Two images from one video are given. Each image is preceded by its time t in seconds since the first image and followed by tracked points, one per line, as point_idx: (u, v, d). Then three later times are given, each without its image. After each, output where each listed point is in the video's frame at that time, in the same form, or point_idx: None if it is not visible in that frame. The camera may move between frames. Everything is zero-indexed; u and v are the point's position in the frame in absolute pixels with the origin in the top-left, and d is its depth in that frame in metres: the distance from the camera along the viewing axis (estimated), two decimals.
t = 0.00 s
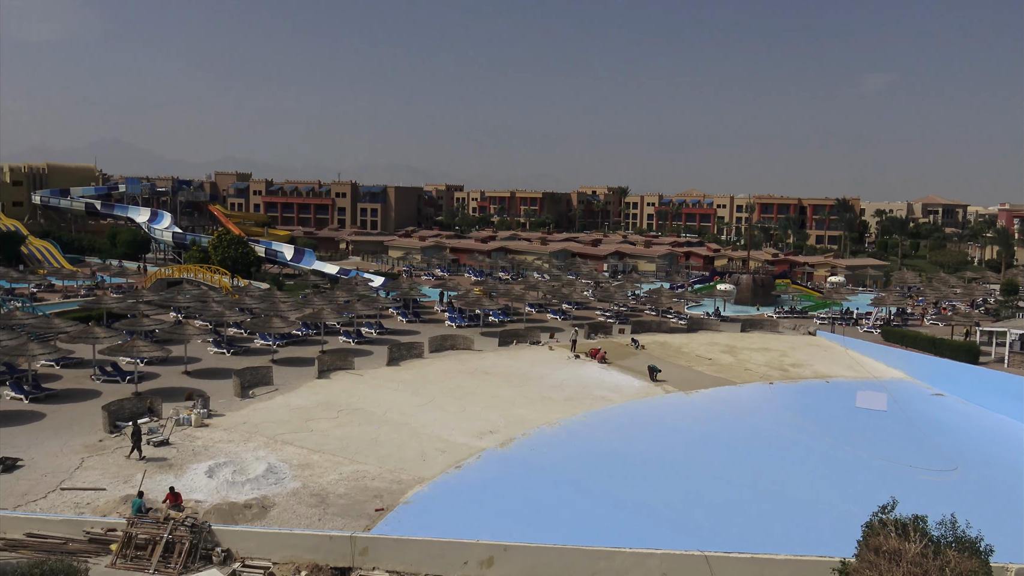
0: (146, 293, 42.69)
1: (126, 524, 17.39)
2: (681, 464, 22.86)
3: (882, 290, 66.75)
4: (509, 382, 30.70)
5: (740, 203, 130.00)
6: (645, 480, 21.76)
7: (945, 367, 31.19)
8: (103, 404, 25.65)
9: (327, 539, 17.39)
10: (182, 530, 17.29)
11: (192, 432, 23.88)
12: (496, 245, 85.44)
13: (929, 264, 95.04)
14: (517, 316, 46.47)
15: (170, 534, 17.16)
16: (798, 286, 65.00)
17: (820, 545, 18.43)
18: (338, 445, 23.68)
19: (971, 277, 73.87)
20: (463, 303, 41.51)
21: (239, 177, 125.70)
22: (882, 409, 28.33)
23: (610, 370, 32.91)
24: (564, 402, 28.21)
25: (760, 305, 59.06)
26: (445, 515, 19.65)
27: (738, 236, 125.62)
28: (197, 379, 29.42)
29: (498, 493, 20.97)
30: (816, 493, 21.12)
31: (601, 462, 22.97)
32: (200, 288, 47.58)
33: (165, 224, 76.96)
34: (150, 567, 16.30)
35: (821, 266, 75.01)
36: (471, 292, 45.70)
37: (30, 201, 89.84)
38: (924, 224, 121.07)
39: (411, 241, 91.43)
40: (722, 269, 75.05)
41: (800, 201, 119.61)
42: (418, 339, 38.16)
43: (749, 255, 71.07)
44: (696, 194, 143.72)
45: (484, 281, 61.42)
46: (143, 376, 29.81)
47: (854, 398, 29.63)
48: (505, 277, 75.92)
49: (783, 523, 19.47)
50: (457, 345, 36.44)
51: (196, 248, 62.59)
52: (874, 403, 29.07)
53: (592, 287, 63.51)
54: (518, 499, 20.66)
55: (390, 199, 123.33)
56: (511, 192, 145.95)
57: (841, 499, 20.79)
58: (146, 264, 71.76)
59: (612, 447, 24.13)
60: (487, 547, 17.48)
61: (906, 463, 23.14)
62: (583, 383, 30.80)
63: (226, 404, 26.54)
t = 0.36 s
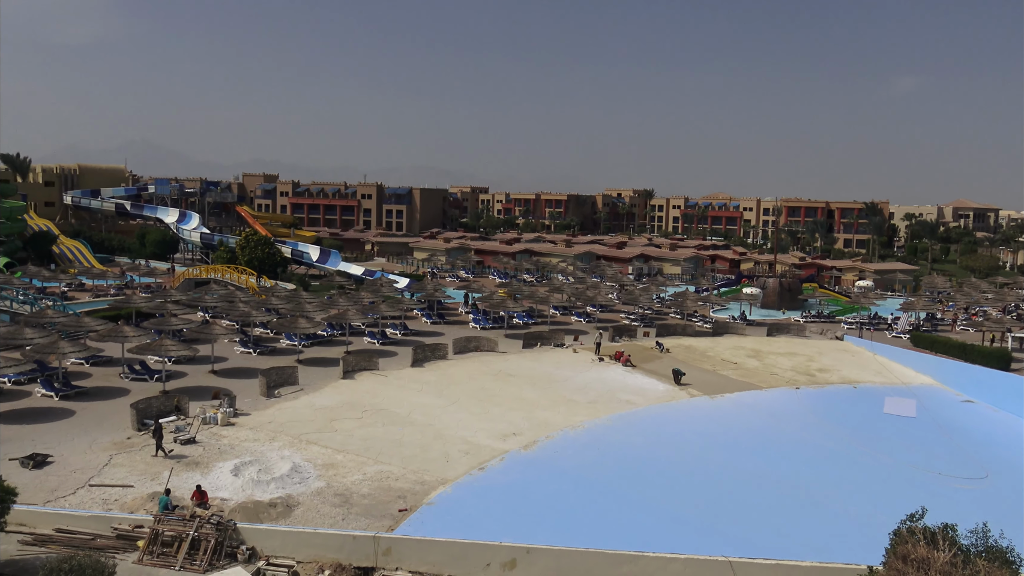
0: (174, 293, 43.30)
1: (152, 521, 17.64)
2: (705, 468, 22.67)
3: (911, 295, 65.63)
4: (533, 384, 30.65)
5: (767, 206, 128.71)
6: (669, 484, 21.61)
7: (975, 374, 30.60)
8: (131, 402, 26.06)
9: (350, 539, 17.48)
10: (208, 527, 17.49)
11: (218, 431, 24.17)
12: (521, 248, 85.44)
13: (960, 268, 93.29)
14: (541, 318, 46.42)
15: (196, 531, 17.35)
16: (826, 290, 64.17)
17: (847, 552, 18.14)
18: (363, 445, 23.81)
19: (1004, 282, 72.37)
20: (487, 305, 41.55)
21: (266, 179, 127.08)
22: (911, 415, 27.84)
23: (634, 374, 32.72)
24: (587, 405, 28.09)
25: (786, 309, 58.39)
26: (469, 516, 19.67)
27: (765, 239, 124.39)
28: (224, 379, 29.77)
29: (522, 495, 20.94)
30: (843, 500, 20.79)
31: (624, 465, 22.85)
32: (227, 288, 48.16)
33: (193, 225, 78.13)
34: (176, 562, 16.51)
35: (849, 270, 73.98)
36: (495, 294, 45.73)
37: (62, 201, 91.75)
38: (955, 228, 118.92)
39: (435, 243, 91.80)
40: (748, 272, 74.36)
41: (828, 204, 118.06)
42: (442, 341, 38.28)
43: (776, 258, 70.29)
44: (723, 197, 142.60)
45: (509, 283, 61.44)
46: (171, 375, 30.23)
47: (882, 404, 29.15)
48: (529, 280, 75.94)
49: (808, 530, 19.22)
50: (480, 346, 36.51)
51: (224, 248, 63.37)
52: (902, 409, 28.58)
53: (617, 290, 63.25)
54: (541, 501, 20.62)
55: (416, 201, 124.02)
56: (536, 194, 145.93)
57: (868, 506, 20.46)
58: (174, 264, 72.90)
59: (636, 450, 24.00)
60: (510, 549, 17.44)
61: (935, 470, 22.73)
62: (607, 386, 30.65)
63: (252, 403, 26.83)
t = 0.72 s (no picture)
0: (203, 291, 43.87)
1: (179, 517, 17.86)
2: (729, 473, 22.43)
3: (942, 301, 64.42)
4: (557, 387, 30.56)
5: (795, 210, 127.22)
6: (692, 489, 21.40)
7: (1007, 382, 29.91)
8: (159, 399, 26.43)
9: (373, 537, 17.54)
10: (233, 524, 17.66)
11: (244, 429, 24.44)
12: (546, 250, 85.33)
13: (993, 275, 91.44)
14: (565, 321, 46.32)
15: (221, 528, 17.54)
16: (854, 296, 63.26)
17: (873, 561, 17.80)
18: (386, 445, 23.92)
19: None
20: (512, 306, 41.56)
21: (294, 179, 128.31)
22: (940, 423, 27.30)
23: (659, 377, 32.49)
24: (611, 409, 27.92)
25: (814, 314, 57.63)
26: (491, 518, 19.62)
27: (793, 244, 122.98)
28: (250, 377, 30.09)
29: (545, 498, 20.84)
30: (871, 508, 20.38)
31: (647, 470, 22.65)
32: (255, 287, 48.74)
33: (222, 224, 79.09)
34: (202, 558, 16.71)
35: (878, 276, 72.83)
36: (519, 296, 45.69)
37: (94, 199, 93.60)
38: (988, 234, 116.56)
39: (461, 244, 92.02)
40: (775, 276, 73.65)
41: (857, 209, 116.49)
42: (466, 342, 38.34)
43: (803, 263, 69.40)
44: (750, 201, 141.26)
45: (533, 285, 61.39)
46: (198, 372, 30.62)
47: (911, 412, 28.60)
48: (554, 282, 75.83)
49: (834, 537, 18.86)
50: (504, 348, 36.54)
51: (251, 247, 64.04)
52: (932, 417, 28.02)
53: (642, 293, 62.85)
54: (563, 504, 20.49)
55: (442, 202, 124.48)
56: (562, 196, 145.72)
57: (893, 514, 20.09)
58: (203, 262, 73.93)
59: (659, 454, 23.82)
60: (532, 551, 17.34)
61: (965, 480, 22.24)
62: (631, 389, 30.48)
63: (277, 402, 27.08)
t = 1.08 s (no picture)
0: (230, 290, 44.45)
1: (204, 513, 18.07)
2: (753, 479, 22.18)
3: (973, 308, 63.16)
4: (580, 389, 30.44)
5: (824, 215, 125.57)
6: (716, 494, 21.18)
7: None
8: (186, 396, 26.81)
9: (396, 537, 17.60)
10: (257, 521, 17.82)
11: (269, 426, 24.70)
12: (571, 252, 85.15)
13: None
14: (589, 323, 46.17)
15: (246, 525, 17.71)
16: (882, 302, 62.28)
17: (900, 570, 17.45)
18: (409, 445, 24.01)
19: None
20: (536, 308, 41.54)
21: (321, 180, 129.52)
22: (971, 432, 26.73)
23: (683, 381, 32.24)
24: (635, 412, 27.74)
25: (841, 320, 56.83)
26: (513, 520, 19.58)
27: (821, 248, 121.46)
28: (276, 375, 30.39)
29: (567, 501, 20.75)
30: (899, 517, 19.98)
31: (671, 474, 22.46)
32: (282, 286, 49.28)
33: (250, 223, 80.06)
34: (226, 555, 16.91)
35: (908, 282, 71.61)
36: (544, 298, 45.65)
37: (125, 199, 95.34)
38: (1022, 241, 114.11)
39: (485, 246, 92.18)
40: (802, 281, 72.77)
41: (886, 214, 114.74)
42: (490, 343, 38.38)
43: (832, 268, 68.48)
44: (778, 205, 139.79)
45: (557, 287, 61.26)
46: (225, 370, 31.01)
47: (940, 420, 28.03)
48: (579, 284, 75.65)
49: (860, 545, 18.54)
50: (528, 350, 36.53)
51: (278, 247, 64.75)
52: (962, 425, 27.45)
53: (667, 296, 62.43)
54: (586, 508, 20.39)
55: (467, 203, 124.83)
56: (588, 199, 145.34)
57: (921, 523, 19.69)
58: (230, 262, 74.92)
59: (682, 458, 23.62)
60: (554, 554, 17.25)
61: (996, 490, 21.74)
62: (655, 393, 30.28)
63: (302, 400, 27.33)
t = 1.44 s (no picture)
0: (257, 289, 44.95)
1: (230, 511, 18.27)
2: (779, 483, 21.90)
3: (1006, 312, 61.76)
4: (605, 391, 30.30)
5: (852, 216, 123.67)
6: (742, 498, 20.95)
7: None
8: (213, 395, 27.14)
9: (419, 537, 17.65)
10: (282, 520, 17.98)
11: (295, 425, 24.93)
12: (596, 253, 84.85)
13: None
14: (614, 325, 45.94)
15: (271, 523, 17.88)
16: (912, 304, 61.20)
17: None
18: (433, 445, 24.07)
19: None
20: (560, 309, 41.45)
21: (347, 180, 130.54)
22: (1003, 437, 26.14)
23: (709, 384, 31.96)
24: (660, 414, 27.54)
25: (870, 323, 55.94)
26: (536, 521, 19.54)
27: (849, 250, 119.66)
28: (302, 375, 30.65)
29: (590, 502, 20.66)
30: (928, 523, 19.60)
31: (696, 477, 22.28)
32: (308, 286, 49.72)
33: (277, 224, 80.93)
34: (252, 552, 17.08)
35: (938, 284, 70.28)
36: (568, 299, 45.53)
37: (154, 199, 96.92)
38: None
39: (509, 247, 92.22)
40: (830, 283, 71.73)
41: (917, 215, 112.76)
42: (514, 344, 38.36)
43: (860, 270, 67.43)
44: (806, 207, 138.01)
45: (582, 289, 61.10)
46: (251, 369, 31.36)
47: (972, 425, 27.44)
48: (603, 286, 75.34)
49: (887, 551, 18.21)
50: (553, 351, 36.45)
51: (305, 247, 65.36)
52: (993, 430, 26.87)
53: (693, 298, 61.97)
54: (610, 509, 20.28)
55: (492, 204, 125.00)
56: (613, 200, 144.72)
57: (950, 529, 19.29)
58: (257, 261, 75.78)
59: (707, 461, 23.41)
60: (578, 556, 17.19)
61: None
62: (680, 395, 30.05)
63: (327, 400, 27.53)
